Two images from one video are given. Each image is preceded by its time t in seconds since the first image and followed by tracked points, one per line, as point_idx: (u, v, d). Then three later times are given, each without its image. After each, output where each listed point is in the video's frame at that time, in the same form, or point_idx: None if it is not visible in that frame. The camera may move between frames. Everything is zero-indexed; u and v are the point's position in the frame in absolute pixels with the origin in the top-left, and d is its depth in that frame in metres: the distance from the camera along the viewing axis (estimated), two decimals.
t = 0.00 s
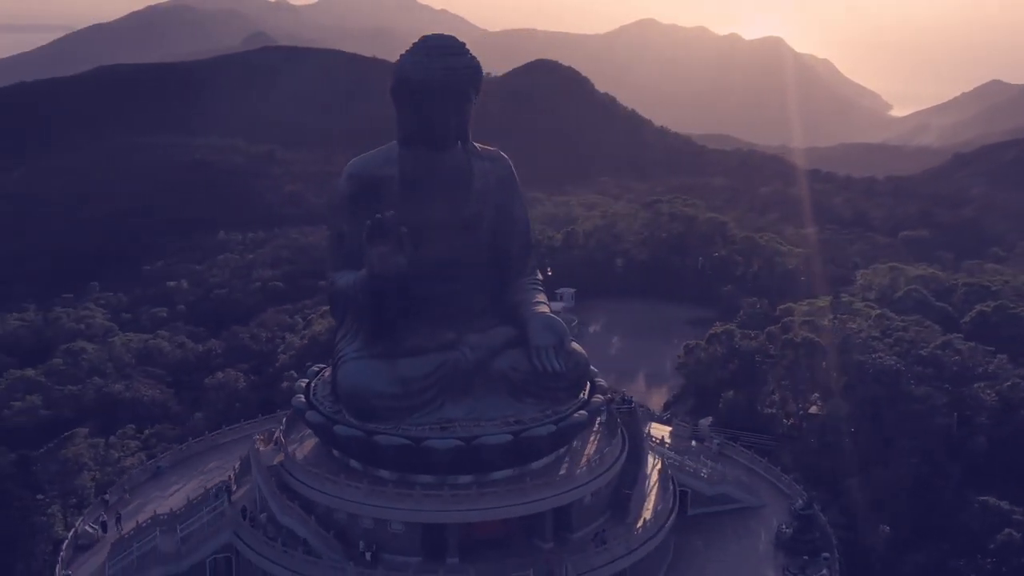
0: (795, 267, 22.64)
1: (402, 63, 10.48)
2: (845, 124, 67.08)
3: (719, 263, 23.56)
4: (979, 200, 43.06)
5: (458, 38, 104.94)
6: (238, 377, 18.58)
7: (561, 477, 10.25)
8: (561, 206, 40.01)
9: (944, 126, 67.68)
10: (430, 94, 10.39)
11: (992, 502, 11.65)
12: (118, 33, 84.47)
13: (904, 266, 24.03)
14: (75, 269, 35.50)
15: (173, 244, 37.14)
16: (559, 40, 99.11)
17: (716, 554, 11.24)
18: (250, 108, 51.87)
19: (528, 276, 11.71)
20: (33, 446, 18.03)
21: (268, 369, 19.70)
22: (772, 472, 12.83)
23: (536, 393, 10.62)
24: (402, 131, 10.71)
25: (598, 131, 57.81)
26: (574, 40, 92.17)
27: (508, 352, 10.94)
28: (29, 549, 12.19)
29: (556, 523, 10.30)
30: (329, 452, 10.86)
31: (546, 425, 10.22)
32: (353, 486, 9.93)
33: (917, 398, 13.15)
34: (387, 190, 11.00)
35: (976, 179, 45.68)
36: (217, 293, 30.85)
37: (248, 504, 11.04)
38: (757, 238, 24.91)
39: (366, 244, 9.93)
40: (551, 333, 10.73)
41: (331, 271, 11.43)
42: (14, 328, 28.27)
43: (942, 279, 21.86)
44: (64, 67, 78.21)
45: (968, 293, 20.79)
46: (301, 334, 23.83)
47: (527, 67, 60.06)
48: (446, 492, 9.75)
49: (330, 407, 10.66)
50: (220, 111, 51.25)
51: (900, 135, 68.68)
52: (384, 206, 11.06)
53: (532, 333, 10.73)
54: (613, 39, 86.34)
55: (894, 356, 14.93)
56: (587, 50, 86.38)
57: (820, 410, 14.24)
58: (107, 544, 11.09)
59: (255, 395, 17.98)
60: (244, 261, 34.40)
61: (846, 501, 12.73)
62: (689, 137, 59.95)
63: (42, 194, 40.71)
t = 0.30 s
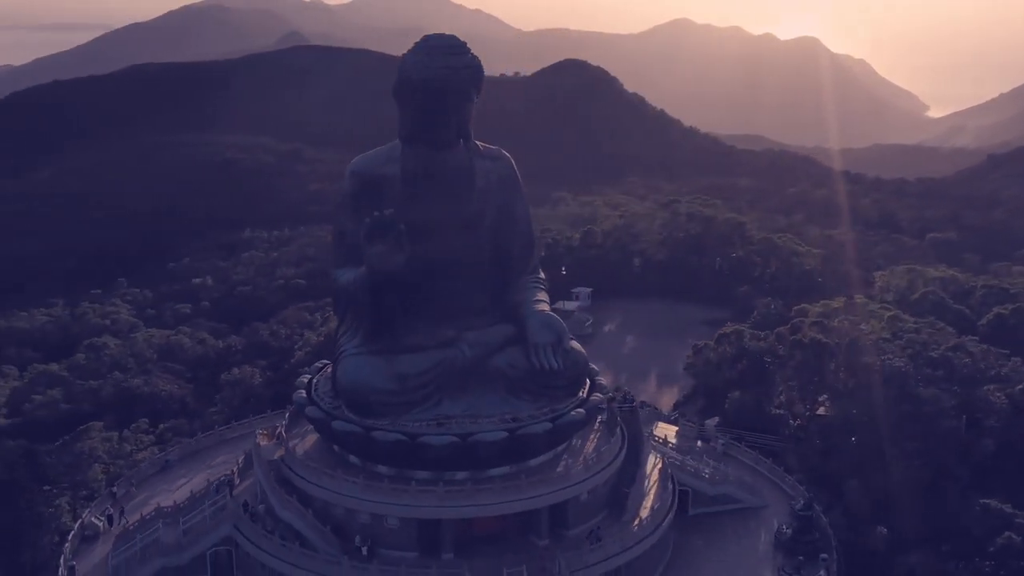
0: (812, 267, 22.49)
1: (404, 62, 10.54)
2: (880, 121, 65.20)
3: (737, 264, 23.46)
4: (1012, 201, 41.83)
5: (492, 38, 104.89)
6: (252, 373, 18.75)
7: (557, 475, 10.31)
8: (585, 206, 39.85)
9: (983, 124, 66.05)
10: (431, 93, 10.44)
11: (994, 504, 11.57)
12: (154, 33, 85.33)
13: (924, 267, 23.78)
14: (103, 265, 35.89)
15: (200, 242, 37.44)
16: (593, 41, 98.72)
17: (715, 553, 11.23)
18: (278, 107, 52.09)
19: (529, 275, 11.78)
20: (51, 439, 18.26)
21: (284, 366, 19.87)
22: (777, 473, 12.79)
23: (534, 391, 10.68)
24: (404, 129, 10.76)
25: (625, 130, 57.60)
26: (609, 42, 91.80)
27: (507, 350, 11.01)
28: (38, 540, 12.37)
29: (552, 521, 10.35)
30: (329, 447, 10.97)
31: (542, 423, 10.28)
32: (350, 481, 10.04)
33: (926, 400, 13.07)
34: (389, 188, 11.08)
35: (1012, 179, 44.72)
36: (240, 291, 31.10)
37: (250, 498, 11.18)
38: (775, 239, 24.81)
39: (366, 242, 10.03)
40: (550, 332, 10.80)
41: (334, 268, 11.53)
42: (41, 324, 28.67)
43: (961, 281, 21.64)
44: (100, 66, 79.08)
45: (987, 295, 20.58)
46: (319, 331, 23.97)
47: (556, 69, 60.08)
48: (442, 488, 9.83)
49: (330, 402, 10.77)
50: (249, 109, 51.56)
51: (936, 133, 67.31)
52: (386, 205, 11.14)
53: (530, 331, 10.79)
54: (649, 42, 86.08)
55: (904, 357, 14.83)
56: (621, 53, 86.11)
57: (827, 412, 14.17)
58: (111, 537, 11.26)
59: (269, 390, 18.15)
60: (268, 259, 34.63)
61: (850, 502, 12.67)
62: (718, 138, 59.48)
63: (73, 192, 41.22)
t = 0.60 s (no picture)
0: (829, 269, 22.44)
1: (405, 61, 10.64)
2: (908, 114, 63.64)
3: (754, 264, 23.39)
4: None
5: (523, 37, 104.62)
6: (267, 368, 18.95)
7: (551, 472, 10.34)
8: (607, 206, 39.73)
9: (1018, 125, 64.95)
10: (431, 92, 10.54)
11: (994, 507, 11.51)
12: (185, 33, 85.88)
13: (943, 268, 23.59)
14: (129, 261, 36.24)
15: (225, 239, 37.72)
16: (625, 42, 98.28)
17: (712, 553, 11.23)
18: (305, 106, 52.33)
19: (529, 272, 11.85)
20: (69, 432, 18.53)
21: (300, 363, 20.08)
22: (778, 474, 12.77)
23: (531, 388, 10.74)
24: (404, 128, 10.86)
25: (651, 131, 57.33)
26: (641, 44, 91.36)
27: (504, 348, 11.06)
28: (44, 531, 12.56)
29: (546, 518, 10.39)
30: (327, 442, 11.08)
31: (537, 421, 10.33)
32: (346, 477, 10.14)
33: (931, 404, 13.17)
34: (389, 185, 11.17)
35: None
36: (263, 288, 31.36)
37: (250, 492, 11.31)
38: (793, 241, 24.74)
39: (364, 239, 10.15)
40: (547, 330, 10.85)
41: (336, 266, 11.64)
42: (66, 320, 29.03)
43: (978, 283, 21.50)
44: (133, 66, 79.71)
45: (1004, 297, 20.44)
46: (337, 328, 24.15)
47: (585, 69, 59.97)
48: (435, 484, 9.90)
49: (328, 399, 10.88)
50: (276, 108, 51.87)
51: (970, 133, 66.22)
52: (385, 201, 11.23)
53: (528, 329, 10.84)
54: (681, 44, 85.54)
55: (912, 359, 14.76)
56: (653, 55, 85.65)
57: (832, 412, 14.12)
58: (114, 529, 11.43)
59: (282, 385, 18.34)
60: (291, 256, 34.88)
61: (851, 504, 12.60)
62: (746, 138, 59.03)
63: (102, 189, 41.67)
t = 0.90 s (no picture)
0: (844, 271, 22.30)
1: (403, 60, 10.70)
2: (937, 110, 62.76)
3: (768, 265, 23.29)
4: None
5: (553, 37, 104.33)
6: (279, 366, 19.11)
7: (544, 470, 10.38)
8: (629, 206, 39.57)
9: None
10: (428, 92, 10.59)
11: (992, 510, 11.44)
12: (215, 34, 86.36)
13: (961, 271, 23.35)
14: (153, 259, 36.53)
15: (247, 236, 37.92)
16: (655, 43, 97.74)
17: (706, 552, 11.24)
18: (330, 104, 52.49)
19: (528, 270, 11.90)
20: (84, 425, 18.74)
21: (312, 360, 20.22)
22: (778, 475, 12.77)
23: (526, 386, 10.78)
24: (403, 127, 10.93)
25: (676, 130, 57.07)
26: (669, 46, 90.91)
27: (501, 346, 11.12)
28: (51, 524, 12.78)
29: (539, 516, 10.44)
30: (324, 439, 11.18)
31: (530, 419, 10.37)
32: (341, 472, 10.24)
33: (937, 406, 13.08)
34: (388, 184, 11.24)
35: None
36: (283, 286, 31.56)
37: (249, 487, 11.45)
38: (809, 241, 24.64)
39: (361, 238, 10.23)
40: (543, 329, 10.88)
41: (336, 264, 11.74)
42: (89, 316, 29.32)
43: (995, 286, 21.29)
44: (161, 65, 80.11)
45: (1020, 300, 20.22)
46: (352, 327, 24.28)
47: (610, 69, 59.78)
48: (428, 481, 9.97)
49: (326, 396, 10.98)
50: (301, 106, 52.05)
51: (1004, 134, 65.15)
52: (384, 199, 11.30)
53: (523, 327, 10.88)
54: (709, 47, 84.94)
55: (919, 360, 14.67)
56: (683, 57, 85.12)
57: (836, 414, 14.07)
58: (116, 522, 11.61)
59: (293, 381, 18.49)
60: (312, 254, 35.07)
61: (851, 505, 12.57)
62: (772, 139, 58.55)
63: (128, 187, 42.03)
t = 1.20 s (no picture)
0: (857, 272, 22.13)
1: (399, 60, 10.74)
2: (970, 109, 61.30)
3: (782, 267, 23.18)
4: None
5: (583, 37, 104.00)
6: (289, 363, 19.25)
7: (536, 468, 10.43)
8: (651, 207, 39.36)
9: None
10: (423, 92, 10.63)
11: (988, 515, 11.35)
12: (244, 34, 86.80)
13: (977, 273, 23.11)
14: (176, 256, 36.82)
15: (268, 233, 38.11)
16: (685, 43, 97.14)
17: (699, 553, 11.25)
18: (354, 104, 52.58)
19: (526, 269, 11.97)
20: (98, 420, 18.95)
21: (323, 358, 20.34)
22: (776, 475, 12.76)
23: (520, 385, 10.85)
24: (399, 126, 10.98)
25: (701, 130, 56.74)
26: (699, 48, 90.32)
27: (495, 345, 11.19)
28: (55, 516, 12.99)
29: (530, 514, 10.50)
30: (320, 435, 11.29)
31: (522, 417, 10.44)
32: (334, 468, 10.34)
33: (940, 408, 13.00)
34: (385, 183, 11.31)
35: None
36: (301, 284, 31.74)
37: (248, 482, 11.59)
38: (824, 242, 24.52)
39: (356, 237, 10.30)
40: (537, 328, 10.95)
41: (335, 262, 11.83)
42: (111, 312, 29.59)
43: (1011, 289, 21.05)
44: (193, 65, 80.59)
45: None
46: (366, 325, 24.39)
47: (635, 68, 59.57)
48: (419, 477, 10.04)
49: (322, 392, 11.09)
50: (325, 104, 52.16)
51: None
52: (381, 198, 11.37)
53: (517, 326, 10.95)
54: (739, 46, 84.17)
55: (924, 362, 14.59)
56: (712, 57, 84.55)
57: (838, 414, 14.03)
58: (117, 515, 11.79)
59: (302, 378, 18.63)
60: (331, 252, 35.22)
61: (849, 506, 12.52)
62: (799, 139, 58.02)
63: (152, 184, 42.41)
